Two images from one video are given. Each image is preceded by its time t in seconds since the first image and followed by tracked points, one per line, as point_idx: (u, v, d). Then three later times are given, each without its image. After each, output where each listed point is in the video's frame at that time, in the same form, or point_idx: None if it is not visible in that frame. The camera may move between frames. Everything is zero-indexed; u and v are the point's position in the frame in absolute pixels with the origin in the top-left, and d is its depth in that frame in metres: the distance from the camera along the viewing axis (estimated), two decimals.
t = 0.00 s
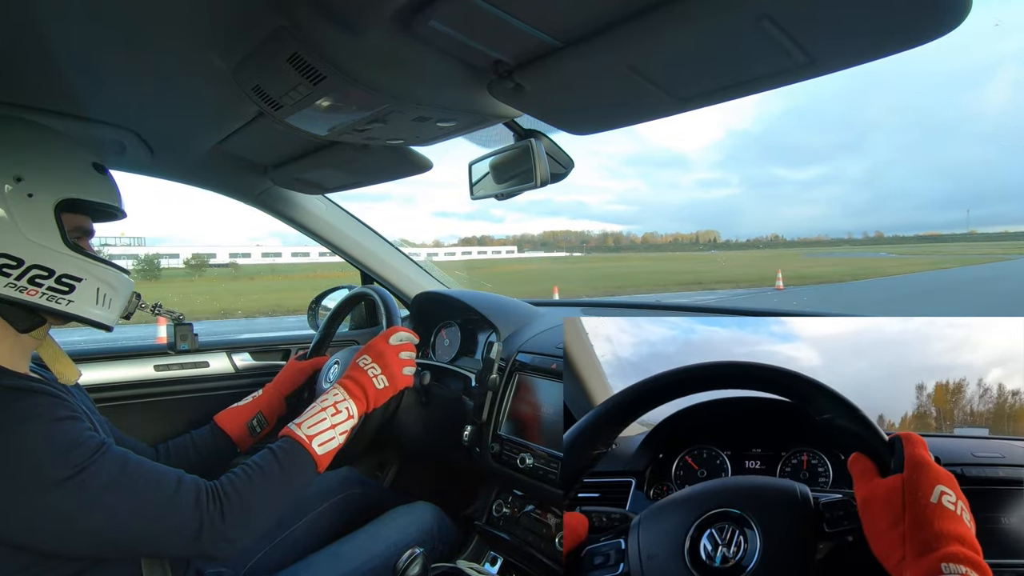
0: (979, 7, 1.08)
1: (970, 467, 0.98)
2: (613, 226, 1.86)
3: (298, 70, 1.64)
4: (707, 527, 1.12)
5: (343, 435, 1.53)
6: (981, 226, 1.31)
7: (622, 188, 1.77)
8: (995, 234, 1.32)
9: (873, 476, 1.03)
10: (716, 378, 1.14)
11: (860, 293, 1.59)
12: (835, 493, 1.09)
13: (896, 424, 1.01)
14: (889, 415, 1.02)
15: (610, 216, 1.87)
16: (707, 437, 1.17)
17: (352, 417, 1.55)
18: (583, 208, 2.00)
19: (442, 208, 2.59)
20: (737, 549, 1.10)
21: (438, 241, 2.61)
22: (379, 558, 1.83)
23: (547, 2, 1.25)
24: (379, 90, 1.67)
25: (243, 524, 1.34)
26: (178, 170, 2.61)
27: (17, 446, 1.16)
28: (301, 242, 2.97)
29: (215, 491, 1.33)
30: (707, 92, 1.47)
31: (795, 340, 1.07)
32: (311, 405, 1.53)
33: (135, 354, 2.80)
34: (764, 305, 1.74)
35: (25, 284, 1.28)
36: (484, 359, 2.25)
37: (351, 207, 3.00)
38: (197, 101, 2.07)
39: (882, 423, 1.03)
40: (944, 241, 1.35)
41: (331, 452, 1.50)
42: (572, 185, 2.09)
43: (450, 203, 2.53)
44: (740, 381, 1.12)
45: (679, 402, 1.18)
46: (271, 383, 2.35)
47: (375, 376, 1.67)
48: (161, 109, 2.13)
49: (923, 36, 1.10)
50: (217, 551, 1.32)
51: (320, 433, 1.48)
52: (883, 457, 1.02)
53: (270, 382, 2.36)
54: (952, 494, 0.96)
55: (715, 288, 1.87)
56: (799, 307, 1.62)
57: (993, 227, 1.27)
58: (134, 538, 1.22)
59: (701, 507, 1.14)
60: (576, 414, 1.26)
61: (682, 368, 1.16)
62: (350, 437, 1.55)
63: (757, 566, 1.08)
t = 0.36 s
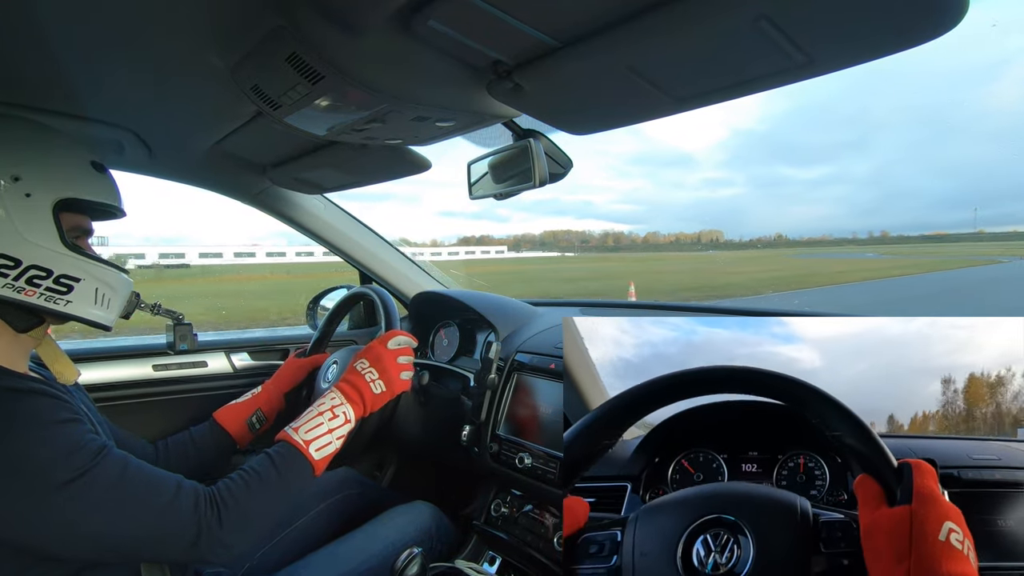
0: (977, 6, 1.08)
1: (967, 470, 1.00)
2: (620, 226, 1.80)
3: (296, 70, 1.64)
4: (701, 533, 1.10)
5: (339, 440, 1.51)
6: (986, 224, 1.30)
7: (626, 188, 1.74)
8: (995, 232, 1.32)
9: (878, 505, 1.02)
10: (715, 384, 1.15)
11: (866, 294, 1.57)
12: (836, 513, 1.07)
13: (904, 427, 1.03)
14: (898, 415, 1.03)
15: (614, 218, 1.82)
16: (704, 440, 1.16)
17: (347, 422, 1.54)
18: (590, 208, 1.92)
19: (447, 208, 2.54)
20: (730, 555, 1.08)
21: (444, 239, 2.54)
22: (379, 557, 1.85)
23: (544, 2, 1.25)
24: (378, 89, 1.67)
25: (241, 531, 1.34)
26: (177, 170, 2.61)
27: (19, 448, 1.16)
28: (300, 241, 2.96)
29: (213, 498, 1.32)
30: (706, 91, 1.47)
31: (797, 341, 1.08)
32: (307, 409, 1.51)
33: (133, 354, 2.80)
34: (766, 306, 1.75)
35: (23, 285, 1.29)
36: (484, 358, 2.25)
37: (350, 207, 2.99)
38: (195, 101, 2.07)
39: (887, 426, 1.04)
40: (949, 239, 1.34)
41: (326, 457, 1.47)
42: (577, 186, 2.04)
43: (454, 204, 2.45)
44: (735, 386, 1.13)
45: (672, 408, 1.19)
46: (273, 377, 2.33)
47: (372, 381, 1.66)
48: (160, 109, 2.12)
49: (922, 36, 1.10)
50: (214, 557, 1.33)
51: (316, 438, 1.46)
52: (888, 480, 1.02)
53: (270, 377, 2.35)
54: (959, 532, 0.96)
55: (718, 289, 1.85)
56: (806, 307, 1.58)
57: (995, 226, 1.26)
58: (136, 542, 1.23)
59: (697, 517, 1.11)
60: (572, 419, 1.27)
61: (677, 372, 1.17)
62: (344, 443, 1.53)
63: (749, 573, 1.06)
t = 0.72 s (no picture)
0: (979, 9, 1.08)
1: (968, 473, 1.03)
2: (626, 226, 1.81)
3: (299, 75, 1.65)
4: (705, 538, 1.10)
5: (338, 458, 1.53)
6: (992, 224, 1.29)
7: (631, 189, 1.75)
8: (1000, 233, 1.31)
9: (881, 510, 1.04)
10: (716, 385, 1.14)
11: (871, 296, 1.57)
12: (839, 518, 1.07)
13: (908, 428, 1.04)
14: (914, 415, 1.02)
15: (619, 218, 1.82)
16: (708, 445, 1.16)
17: (348, 439, 1.55)
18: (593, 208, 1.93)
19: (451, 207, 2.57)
20: (734, 560, 1.08)
21: (449, 240, 2.54)
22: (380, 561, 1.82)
23: (546, 7, 1.25)
24: (381, 94, 1.68)
25: (240, 546, 1.38)
26: (180, 175, 2.61)
27: (25, 457, 1.17)
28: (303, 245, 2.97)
29: (212, 513, 1.38)
30: (708, 94, 1.47)
31: (797, 343, 1.08)
32: (308, 427, 1.54)
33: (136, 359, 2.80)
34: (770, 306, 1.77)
35: (27, 290, 1.29)
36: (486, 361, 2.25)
37: (353, 211, 3.00)
38: (199, 106, 2.08)
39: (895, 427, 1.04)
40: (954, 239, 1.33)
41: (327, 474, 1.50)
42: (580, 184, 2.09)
43: (455, 203, 2.49)
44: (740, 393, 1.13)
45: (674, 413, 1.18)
46: (278, 372, 2.36)
47: (373, 400, 1.66)
48: (163, 114, 2.13)
49: (924, 39, 1.10)
50: None
51: (316, 455, 1.49)
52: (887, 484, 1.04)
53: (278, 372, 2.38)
54: (961, 538, 0.98)
55: (721, 291, 1.84)
56: (811, 308, 1.57)
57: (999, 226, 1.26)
58: (134, 556, 1.24)
59: (700, 522, 1.11)
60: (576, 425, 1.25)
61: (682, 375, 1.16)
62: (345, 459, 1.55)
63: None
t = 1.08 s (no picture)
0: (985, 6, 1.07)
1: (967, 479, 0.99)
2: (628, 225, 1.77)
3: (303, 73, 1.64)
4: (702, 547, 1.11)
5: (342, 455, 1.53)
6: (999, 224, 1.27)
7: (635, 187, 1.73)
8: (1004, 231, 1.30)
9: (882, 524, 1.01)
10: (716, 388, 1.13)
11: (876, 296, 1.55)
12: (838, 529, 1.07)
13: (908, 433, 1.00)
14: (927, 415, 0.97)
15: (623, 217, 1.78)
16: (706, 448, 1.17)
17: (351, 437, 1.55)
18: (598, 207, 1.89)
19: (455, 204, 2.58)
20: (732, 570, 1.09)
21: (449, 237, 2.61)
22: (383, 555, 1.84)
23: (549, 4, 1.25)
24: (383, 92, 1.68)
25: (242, 544, 1.39)
26: (184, 172, 2.62)
27: (29, 454, 1.17)
28: (307, 243, 2.97)
29: (213, 509, 1.38)
30: (711, 92, 1.46)
31: (799, 343, 1.08)
32: (311, 422, 1.55)
33: (141, 355, 2.81)
34: (773, 305, 1.76)
35: (26, 284, 1.30)
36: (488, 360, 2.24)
37: (356, 209, 3.00)
38: (203, 104, 2.09)
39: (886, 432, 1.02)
40: (959, 239, 1.31)
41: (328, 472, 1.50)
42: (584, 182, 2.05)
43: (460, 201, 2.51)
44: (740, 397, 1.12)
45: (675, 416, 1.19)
46: (281, 370, 2.37)
47: (375, 398, 1.66)
48: (167, 111, 2.14)
49: (929, 36, 1.10)
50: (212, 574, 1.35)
51: (318, 452, 1.49)
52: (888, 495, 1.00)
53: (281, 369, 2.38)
54: (963, 557, 0.93)
55: (725, 290, 1.83)
56: (817, 308, 1.56)
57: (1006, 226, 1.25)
58: (136, 552, 1.24)
59: (699, 532, 1.12)
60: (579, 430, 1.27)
61: (683, 379, 1.15)
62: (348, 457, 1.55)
63: None
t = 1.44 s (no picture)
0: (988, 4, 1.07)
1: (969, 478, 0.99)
2: (628, 225, 1.77)
3: (304, 72, 1.64)
4: (701, 546, 1.11)
5: (342, 456, 1.53)
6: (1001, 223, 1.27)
7: (637, 185, 1.72)
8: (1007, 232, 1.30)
9: (881, 520, 1.02)
10: (718, 387, 1.14)
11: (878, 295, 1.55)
12: (837, 526, 1.08)
13: (917, 433, 1.01)
14: (941, 412, 0.98)
15: (624, 216, 1.78)
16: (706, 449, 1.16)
17: (351, 438, 1.55)
18: (599, 206, 1.87)
19: (456, 204, 2.55)
20: (731, 568, 1.10)
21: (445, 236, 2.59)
22: (374, 546, 1.87)
23: (551, 3, 1.24)
24: (386, 91, 1.68)
25: (241, 545, 1.39)
26: (186, 171, 2.62)
27: (31, 455, 1.17)
28: (309, 242, 2.98)
29: (213, 510, 1.38)
30: (714, 91, 1.46)
31: (800, 344, 1.07)
32: (311, 423, 1.54)
33: (142, 354, 2.82)
34: (774, 304, 1.76)
35: (30, 282, 1.30)
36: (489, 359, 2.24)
37: (358, 208, 3.00)
38: (205, 103, 2.09)
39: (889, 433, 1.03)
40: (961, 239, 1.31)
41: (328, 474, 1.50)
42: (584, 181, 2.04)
43: (462, 200, 2.50)
44: (742, 396, 1.13)
45: (675, 416, 1.18)
46: (283, 367, 2.36)
47: (375, 399, 1.66)
48: (169, 110, 2.14)
49: (933, 36, 1.10)
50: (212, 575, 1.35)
51: (319, 454, 1.49)
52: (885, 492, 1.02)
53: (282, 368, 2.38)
54: (962, 550, 0.96)
55: (727, 289, 1.83)
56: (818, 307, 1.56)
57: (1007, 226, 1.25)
58: (138, 551, 1.24)
59: (699, 533, 1.12)
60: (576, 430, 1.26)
61: (681, 379, 1.16)
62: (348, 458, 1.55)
63: None
